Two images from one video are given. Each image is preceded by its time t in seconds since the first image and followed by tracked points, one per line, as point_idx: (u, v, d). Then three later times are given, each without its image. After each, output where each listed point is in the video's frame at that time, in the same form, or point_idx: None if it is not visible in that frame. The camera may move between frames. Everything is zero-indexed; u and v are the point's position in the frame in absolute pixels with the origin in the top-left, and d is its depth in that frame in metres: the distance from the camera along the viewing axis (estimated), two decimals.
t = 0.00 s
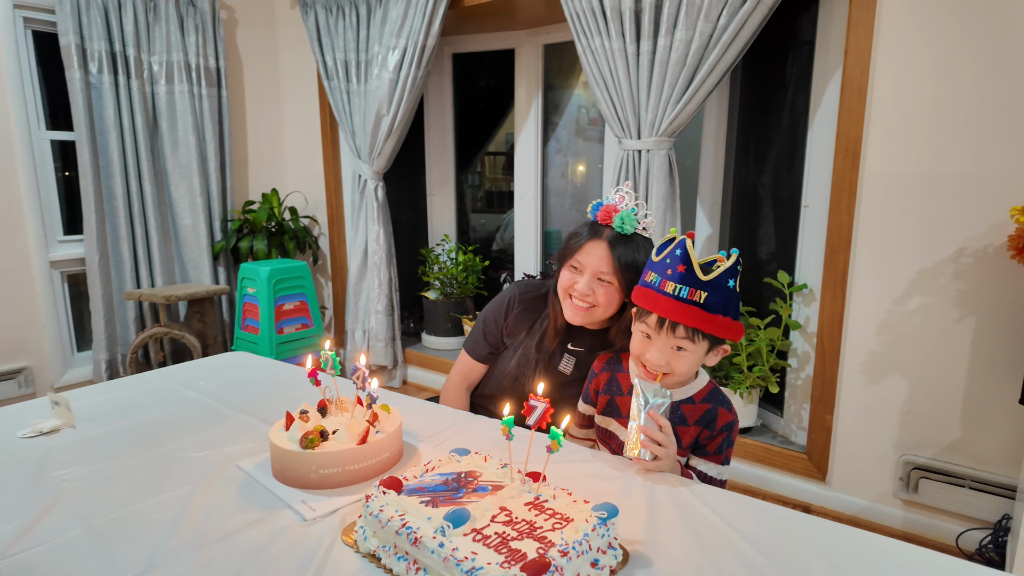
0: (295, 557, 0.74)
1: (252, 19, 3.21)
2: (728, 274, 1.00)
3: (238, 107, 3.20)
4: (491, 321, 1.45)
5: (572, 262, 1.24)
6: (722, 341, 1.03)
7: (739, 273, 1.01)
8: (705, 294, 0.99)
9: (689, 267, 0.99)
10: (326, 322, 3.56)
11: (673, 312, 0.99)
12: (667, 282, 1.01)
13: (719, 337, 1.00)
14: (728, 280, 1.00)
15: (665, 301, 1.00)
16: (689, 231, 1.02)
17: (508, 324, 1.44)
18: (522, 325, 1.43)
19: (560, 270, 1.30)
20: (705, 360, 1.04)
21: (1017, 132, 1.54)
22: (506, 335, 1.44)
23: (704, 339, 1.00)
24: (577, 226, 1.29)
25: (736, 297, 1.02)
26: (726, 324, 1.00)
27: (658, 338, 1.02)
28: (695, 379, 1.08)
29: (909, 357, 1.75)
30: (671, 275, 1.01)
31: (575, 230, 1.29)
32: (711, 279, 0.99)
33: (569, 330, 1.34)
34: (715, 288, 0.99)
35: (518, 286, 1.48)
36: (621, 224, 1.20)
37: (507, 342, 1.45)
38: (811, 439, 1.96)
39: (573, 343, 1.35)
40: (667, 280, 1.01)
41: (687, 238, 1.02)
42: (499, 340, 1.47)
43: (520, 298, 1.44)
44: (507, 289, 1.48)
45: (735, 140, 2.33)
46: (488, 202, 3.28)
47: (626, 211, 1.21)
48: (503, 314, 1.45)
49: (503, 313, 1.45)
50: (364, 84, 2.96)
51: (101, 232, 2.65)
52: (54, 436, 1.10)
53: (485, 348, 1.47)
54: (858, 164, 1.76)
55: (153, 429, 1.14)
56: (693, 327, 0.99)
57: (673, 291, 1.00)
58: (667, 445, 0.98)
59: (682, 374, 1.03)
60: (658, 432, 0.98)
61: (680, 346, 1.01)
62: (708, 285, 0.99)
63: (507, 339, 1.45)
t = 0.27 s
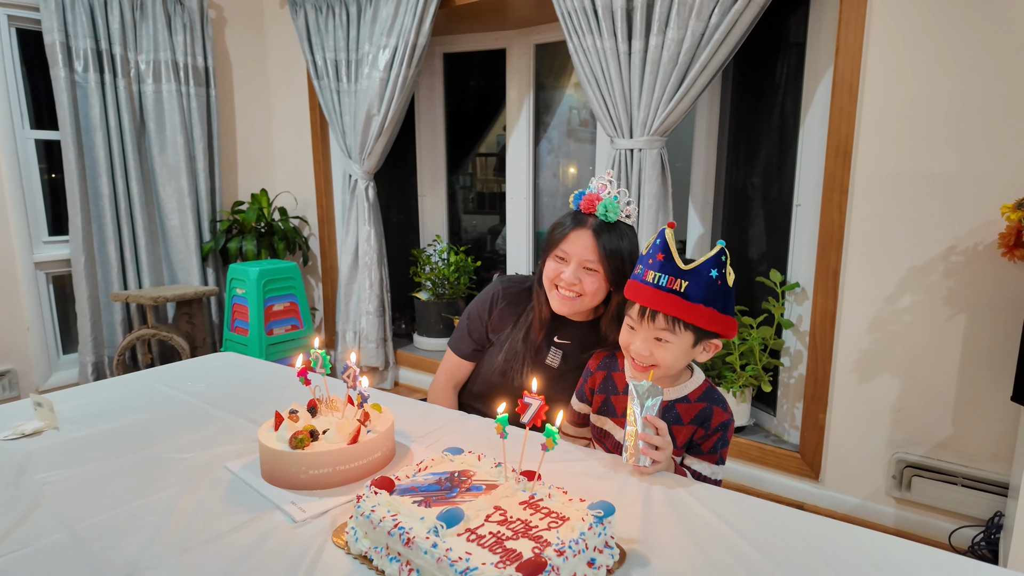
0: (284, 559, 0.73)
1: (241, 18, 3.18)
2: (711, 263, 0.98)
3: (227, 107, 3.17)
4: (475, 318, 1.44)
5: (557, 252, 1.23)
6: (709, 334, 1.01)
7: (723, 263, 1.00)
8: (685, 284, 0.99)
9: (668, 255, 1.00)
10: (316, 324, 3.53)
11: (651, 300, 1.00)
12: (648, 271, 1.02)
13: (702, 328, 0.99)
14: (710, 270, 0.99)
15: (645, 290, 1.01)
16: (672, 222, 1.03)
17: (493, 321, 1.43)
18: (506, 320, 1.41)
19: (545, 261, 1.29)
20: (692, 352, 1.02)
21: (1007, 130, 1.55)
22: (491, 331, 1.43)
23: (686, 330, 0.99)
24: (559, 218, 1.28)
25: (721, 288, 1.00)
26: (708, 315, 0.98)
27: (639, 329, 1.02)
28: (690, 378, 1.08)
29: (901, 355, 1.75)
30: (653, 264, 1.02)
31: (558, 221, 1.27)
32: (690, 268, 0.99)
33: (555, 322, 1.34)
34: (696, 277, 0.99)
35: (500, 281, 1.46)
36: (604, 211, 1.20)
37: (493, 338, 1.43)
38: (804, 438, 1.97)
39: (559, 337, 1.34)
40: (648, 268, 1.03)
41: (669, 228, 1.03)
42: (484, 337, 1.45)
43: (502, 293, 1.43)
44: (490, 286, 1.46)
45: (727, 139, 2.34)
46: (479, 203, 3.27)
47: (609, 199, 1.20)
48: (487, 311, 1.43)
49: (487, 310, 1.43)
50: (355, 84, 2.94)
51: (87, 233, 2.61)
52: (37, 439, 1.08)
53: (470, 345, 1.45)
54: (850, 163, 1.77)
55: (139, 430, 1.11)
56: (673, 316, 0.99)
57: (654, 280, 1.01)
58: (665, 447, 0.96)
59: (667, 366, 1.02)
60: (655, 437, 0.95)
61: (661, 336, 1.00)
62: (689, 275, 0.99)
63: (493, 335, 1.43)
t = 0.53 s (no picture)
0: (277, 563, 0.71)
1: (235, 18, 3.16)
2: (702, 257, 0.99)
3: (221, 107, 3.15)
4: (465, 320, 1.43)
5: (549, 249, 1.23)
6: (702, 328, 1.00)
7: (715, 257, 1.00)
8: (676, 278, 0.99)
9: (659, 250, 1.02)
10: (311, 325, 3.51)
11: (642, 294, 1.01)
12: (641, 266, 1.04)
13: (694, 322, 0.99)
14: (702, 264, 0.99)
15: (637, 284, 1.03)
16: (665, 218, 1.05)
17: (484, 321, 1.42)
18: (497, 320, 1.40)
19: (537, 259, 1.28)
20: (687, 349, 1.01)
21: (1002, 130, 1.55)
22: (482, 332, 1.42)
23: (678, 324, 0.99)
24: (550, 214, 1.27)
25: (714, 282, 1.00)
26: (699, 308, 0.98)
27: (633, 324, 1.02)
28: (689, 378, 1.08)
29: (898, 355, 1.75)
30: (645, 259, 1.04)
31: (549, 218, 1.27)
32: (682, 262, 1.00)
33: (545, 320, 1.33)
34: (687, 271, 0.99)
35: (490, 282, 1.45)
36: (596, 208, 1.19)
37: (485, 340, 1.42)
38: (801, 438, 1.97)
39: (551, 335, 1.33)
40: (641, 264, 1.04)
41: (662, 224, 1.05)
42: (475, 338, 1.44)
43: (492, 293, 1.42)
44: (480, 287, 1.46)
45: (723, 139, 2.34)
46: (475, 203, 3.26)
47: (601, 196, 1.19)
48: (477, 312, 1.42)
49: (478, 311, 1.42)
50: (349, 83, 2.92)
51: (80, 233, 2.59)
52: (26, 442, 1.06)
53: (461, 347, 1.44)
54: (846, 163, 1.77)
55: (131, 433, 1.10)
56: (664, 310, 0.98)
57: (646, 274, 1.03)
58: (663, 449, 0.95)
59: (662, 362, 1.01)
60: (654, 438, 0.94)
61: (654, 331, 1.00)
62: (680, 268, 1.00)
63: (484, 336, 1.42)
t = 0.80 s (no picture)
0: (270, 563, 0.71)
1: (231, 17, 3.16)
2: (692, 252, 0.99)
3: (218, 107, 3.14)
4: (453, 320, 1.42)
5: (537, 246, 1.21)
6: (691, 323, 1.01)
7: (705, 253, 1.00)
8: (666, 272, 1.00)
9: (650, 245, 1.02)
10: (308, 325, 3.50)
11: (631, 288, 1.00)
12: (632, 260, 1.04)
13: (683, 317, 0.99)
14: (692, 259, 0.99)
15: (627, 278, 1.02)
16: (656, 213, 1.05)
17: (472, 321, 1.40)
18: (485, 320, 1.39)
19: (525, 255, 1.27)
20: (676, 344, 1.01)
21: (999, 128, 1.55)
22: (470, 332, 1.40)
23: (668, 319, 0.99)
24: (539, 211, 1.27)
25: (704, 277, 1.00)
26: (689, 303, 0.98)
27: (623, 319, 1.02)
28: (679, 375, 1.08)
29: (895, 354, 1.75)
30: (636, 254, 1.04)
31: (537, 214, 1.26)
32: (672, 256, 1.00)
33: (532, 318, 1.32)
34: (677, 265, 0.99)
35: (478, 282, 1.44)
36: (584, 203, 1.19)
37: (473, 340, 1.41)
38: (799, 437, 1.96)
39: (539, 333, 1.32)
40: (632, 258, 1.04)
41: (653, 219, 1.05)
42: (464, 338, 1.43)
43: (480, 292, 1.41)
44: (468, 286, 1.44)
45: (720, 139, 2.33)
46: (473, 203, 3.25)
47: (589, 190, 1.20)
48: (465, 311, 1.41)
49: (465, 310, 1.41)
50: (346, 83, 2.92)
51: (75, 233, 2.59)
52: (19, 442, 1.05)
53: (450, 347, 1.42)
54: (843, 162, 1.77)
55: (125, 432, 1.09)
56: (653, 304, 0.98)
57: (636, 269, 1.02)
58: (659, 448, 0.95)
59: (651, 356, 1.01)
60: (650, 438, 0.94)
61: (644, 326, 1.00)
62: (670, 263, 1.00)
63: (472, 336, 1.41)
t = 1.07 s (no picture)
0: (267, 563, 0.71)
1: (230, 19, 3.16)
2: (677, 252, 1.00)
3: (216, 108, 3.15)
4: (449, 324, 1.41)
5: (531, 249, 1.21)
6: (676, 323, 1.02)
7: (690, 253, 1.01)
8: (653, 272, 1.00)
9: (636, 245, 1.03)
10: (306, 326, 3.50)
11: (619, 287, 1.01)
12: (619, 260, 1.05)
13: (668, 316, 1.00)
14: (677, 259, 1.00)
15: (614, 278, 1.03)
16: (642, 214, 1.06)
17: (467, 325, 1.40)
18: (480, 324, 1.38)
19: (519, 259, 1.27)
20: (662, 343, 1.02)
21: (993, 130, 1.56)
22: (465, 336, 1.40)
23: (653, 318, 0.99)
24: (533, 213, 1.27)
25: (689, 277, 1.01)
26: (674, 302, 0.99)
27: (610, 318, 1.02)
28: (661, 373, 1.08)
29: (891, 355, 1.76)
30: (623, 254, 1.04)
31: (532, 217, 1.26)
32: (658, 257, 1.00)
33: (528, 321, 1.32)
34: (663, 265, 1.00)
35: (472, 285, 1.44)
36: (577, 206, 1.19)
37: (469, 344, 1.40)
38: (796, 438, 1.97)
39: (534, 337, 1.32)
40: (619, 258, 1.05)
41: (639, 219, 1.05)
42: (459, 342, 1.43)
43: (475, 297, 1.40)
44: (462, 290, 1.44)
45: (717, 140, 2.34)
46: (471, 205, 3.26)
47: (582, 193, 1.19)
48: (460, 316, 1.40)
49: (461, 315, 1.41)
50: (344, 84, 2.92)
51: (73, 234, 2.59)
52: (16, 443, 1.05)
53: (445, 352, 1.42)
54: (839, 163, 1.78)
55: (123, 433, 1.09)
56: (640, 304, 0.99)
57: (623, 269, 1.03)
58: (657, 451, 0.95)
59: (638, 355, 1.01)
60: (650, 440, 0.94)
61: (630, 325, 1.00)
62: (656, 263, 1.00)
63: (467, 340, 1.41)
